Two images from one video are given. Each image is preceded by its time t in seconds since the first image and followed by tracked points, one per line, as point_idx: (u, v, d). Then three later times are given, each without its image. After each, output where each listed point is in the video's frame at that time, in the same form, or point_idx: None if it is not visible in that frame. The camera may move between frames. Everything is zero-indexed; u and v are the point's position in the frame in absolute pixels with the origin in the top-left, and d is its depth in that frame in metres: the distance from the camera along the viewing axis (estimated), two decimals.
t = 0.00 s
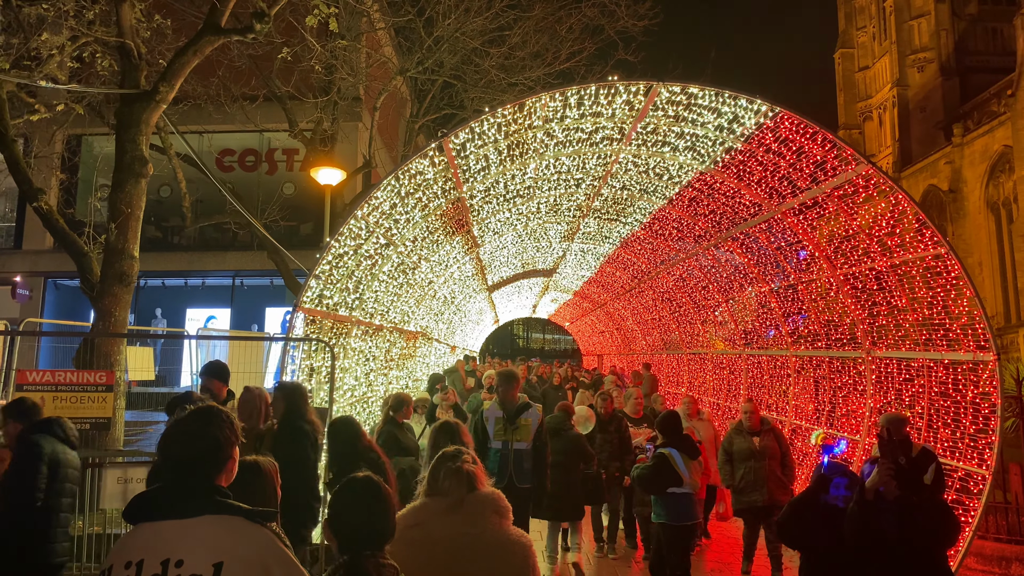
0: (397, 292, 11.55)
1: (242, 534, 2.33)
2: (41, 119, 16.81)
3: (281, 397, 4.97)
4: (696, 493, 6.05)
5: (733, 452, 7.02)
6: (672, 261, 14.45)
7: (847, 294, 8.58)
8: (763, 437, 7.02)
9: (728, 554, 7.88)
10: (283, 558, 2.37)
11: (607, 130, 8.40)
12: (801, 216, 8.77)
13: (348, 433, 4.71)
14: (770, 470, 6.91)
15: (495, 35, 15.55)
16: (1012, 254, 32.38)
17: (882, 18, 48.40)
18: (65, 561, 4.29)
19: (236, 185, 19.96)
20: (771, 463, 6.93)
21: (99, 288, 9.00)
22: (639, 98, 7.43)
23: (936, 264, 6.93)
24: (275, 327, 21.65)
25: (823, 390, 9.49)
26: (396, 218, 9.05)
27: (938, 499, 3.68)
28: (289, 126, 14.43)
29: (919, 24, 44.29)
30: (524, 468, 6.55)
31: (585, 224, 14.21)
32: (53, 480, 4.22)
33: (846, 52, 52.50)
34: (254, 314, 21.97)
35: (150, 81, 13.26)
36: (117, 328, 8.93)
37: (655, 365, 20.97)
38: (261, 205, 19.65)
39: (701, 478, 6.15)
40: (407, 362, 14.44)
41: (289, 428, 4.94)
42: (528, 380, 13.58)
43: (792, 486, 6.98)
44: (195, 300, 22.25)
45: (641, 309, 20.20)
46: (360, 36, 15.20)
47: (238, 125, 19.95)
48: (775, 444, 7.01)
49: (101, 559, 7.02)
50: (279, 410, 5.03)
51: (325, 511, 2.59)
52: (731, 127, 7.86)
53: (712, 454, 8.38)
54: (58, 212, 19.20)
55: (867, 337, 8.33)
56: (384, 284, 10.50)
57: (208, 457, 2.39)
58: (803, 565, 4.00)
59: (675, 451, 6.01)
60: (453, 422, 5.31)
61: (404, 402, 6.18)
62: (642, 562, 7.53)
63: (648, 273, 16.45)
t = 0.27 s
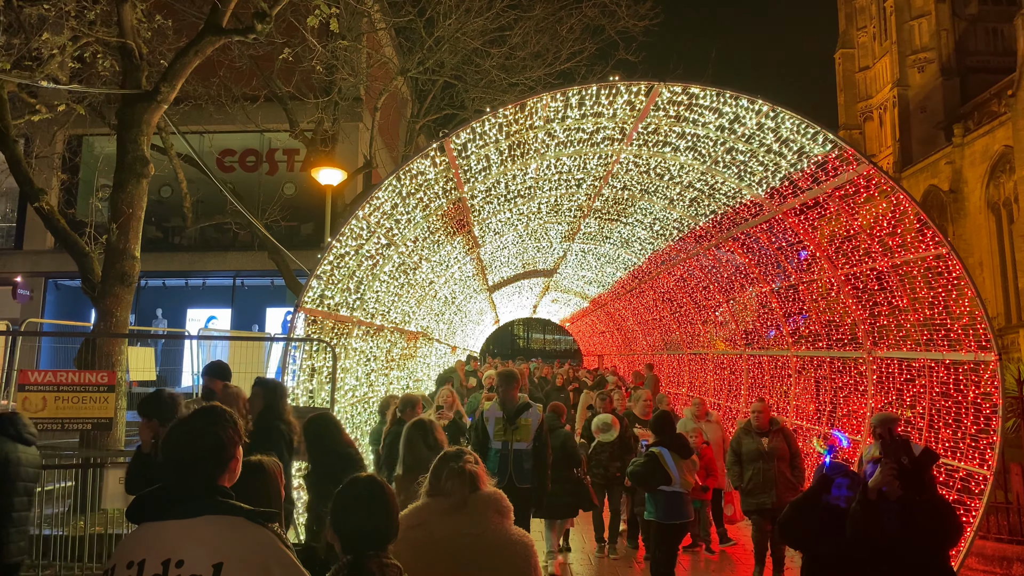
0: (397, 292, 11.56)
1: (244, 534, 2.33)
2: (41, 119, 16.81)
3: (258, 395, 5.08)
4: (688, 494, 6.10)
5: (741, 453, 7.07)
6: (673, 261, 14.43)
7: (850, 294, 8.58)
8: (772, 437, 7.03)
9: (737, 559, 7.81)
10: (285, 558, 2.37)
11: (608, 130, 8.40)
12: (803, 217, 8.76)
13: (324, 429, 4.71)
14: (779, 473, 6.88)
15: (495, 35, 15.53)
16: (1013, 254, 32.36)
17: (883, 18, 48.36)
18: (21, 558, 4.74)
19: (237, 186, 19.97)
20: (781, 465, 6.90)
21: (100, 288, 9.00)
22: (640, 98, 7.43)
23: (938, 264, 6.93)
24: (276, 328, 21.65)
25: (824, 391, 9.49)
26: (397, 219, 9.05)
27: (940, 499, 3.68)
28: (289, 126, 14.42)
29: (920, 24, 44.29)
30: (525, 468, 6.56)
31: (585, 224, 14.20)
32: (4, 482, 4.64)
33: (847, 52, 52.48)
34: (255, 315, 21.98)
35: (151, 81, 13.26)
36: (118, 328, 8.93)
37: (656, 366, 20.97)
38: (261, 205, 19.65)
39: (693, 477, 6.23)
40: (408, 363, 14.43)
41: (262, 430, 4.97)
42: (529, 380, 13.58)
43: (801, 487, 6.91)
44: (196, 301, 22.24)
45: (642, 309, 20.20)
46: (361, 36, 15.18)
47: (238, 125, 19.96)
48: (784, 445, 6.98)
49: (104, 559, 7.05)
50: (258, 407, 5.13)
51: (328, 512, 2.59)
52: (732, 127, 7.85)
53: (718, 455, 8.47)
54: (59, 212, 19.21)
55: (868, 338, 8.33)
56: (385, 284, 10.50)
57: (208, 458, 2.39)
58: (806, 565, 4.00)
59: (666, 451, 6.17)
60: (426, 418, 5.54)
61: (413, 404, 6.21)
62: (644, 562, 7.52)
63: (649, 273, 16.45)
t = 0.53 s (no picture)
0: (398, 293, 11.56)
1: (247, 533, 2.33)
2: (42, 120, 16.81)
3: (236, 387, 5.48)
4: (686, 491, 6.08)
5: (741, 454, 7.06)
6: (674, 261, 14.43)
7: (851, 294, 8.58)
8: (773, 438, 7.02)
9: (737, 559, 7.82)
10: (288, 557, 2.36)
11: (609, 130, 8.39)
12: (803, 217, 8.76)
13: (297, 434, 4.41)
14: (781, 475, 6.89)
15: (496, 35, 15.53)
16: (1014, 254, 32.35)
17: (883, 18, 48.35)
18: None
19: (238, 186, 19.97)
20: (782, 467, 6.91)
21: (102, 288, 9.01)
22: (641, 98, 7.42)
23: (939, 264, 6.94)
24: (277, 328, 21.65)
25: (825, 391, 9.49)
26: (398, 219, 9.04)
27: (942, 499, 3.67)
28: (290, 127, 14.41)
29: (920, 24, 44.32)
30: (526, 468, 6.57)
31: (586, 224, 14.20)
32: None
33: (847, 52, 52.48)
34: (255, 315, 21.98)
35: (152, 81, 13.26)
36: (119, 328, 8.93)
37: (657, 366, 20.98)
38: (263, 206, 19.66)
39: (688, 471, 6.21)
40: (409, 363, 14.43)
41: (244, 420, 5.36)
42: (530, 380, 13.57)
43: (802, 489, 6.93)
44: (196, 301, 22.25)
45: (642, 310, 20.20)
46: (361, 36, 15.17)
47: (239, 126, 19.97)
48: (786, 447, 6.97)
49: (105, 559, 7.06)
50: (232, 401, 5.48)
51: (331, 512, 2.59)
52: (733, 127, 7.85)
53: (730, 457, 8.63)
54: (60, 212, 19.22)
55: (869, 338, 8.33)
56: (386, 284, 10.51)
57: (215, 456, 2.41)
58: (807, 565, 4.00)
59: (659, 450, 6.19)
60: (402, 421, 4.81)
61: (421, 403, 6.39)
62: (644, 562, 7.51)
63: (649, 273, 16.45)
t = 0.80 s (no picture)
0: (400, 293, 11.58)
1: (249, 533, 2.34)
2: (44, 120, 16.85)
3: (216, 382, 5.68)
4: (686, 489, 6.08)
5: (741, 455, 7.06)
6: (675, 261, 14.42)
7: (854, 294, 8.57)
8: (771, 439, 7.02)
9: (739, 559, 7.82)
10: (290, 557, 2.37)
11: (610, 130, 8.39)
12: (804, 217, 8.76)
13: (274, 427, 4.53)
14: (778, 475, 6.89)
15: (498, 35, 15.54)
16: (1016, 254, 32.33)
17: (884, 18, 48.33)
18: None
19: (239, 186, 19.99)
20: (781, 467, 6.91)
21: (104, 288, 9.02)
22: (642, 99, 7.42)
23: (940, 264, 6.95)
24: (279, 328, 21.68)
25: (826, 391, 9.49)
26: (399, 219, 9.05)
27: (943, 498, 3.68)
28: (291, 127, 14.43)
29: (921, 24, 44.34)
30: (527, 468, 6.58)
31: (587, 224, 14.20)
32: None
33: (848, 51, 52.47)
34: (257, 315, 22.01)
35: (154, 82, 13.29)
36: (122, 329, 8.94)
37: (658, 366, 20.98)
38: (264, 206, 19.68)
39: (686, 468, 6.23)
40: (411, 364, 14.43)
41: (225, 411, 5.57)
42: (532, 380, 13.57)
43: (799, 490, 6.93)
44: (198, 301, 22.27)
45: (644, 310, 20.20)
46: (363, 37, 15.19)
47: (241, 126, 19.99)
48: (784, 448, 6.98)
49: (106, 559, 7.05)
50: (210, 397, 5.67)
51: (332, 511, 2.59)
52: (734, 127, 7.85)
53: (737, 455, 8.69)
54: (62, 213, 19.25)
55: (870, 338, 8.33)
56: (387, 284, 10.52)
57: (219, 455, 2.42)
58: (808, 565, 4.00)
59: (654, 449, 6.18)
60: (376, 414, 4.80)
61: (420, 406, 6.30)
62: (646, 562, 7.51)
63: (650, 273, 16.45)
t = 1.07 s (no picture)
0: (406, 293, 11.60)
1: (259, 532, 2.35)
2: (52, 122, 16.92)
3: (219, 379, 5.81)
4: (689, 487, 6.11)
5: (747, 455, 7.04)
6: (681, 261, 14.40)
7: (860, 294, 8.55)
8: (777, 439, 7.00)
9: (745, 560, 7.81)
10: (300, 557, 2.37)
11: (616, 131, 8.38)
12: (811, 216, 8.73)
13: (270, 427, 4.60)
14: (784, 476, 6.86)
15: (503, 35, 15.54)
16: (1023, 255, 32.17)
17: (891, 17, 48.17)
18: None
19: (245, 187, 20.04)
20: (786, 468, 6.88)
21: (112, 289, 9.06)
22: (648, 99, 7.41)
23: (947, 264, 6.92)
24: (285, 329, 21.73)
25: (833, 391, 9.46)
26: (405, 220, 9.05)
27: (951, 498, 3.66)
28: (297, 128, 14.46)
29: (927, 23, 44.18)
30: (534, 467, 6.58)
31: (592, 224, 14.19)
32: None
33: (854, 50, 52.32)
34: (264, 315, 22.07)
35: (161, 84, 13.34)
36: (129, 329, 8.98)
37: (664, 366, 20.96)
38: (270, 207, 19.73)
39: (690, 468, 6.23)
40: (417, 364, 14.45)
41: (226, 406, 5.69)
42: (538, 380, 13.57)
43: (805, 491, 6.90)
44: (205, 302, 22.34)
45: (650, 310, 20.18)
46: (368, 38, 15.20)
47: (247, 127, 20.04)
48: (790, 448, 6.94)
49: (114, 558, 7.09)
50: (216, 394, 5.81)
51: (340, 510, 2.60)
52: (740, 127, 7.83)
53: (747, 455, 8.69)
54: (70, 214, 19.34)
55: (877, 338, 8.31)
56: (394, 284, 10.54)
57: (228, 455, 2.43)
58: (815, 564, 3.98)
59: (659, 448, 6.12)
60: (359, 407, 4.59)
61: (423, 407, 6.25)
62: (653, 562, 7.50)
63: (656, 273, 16.43)
